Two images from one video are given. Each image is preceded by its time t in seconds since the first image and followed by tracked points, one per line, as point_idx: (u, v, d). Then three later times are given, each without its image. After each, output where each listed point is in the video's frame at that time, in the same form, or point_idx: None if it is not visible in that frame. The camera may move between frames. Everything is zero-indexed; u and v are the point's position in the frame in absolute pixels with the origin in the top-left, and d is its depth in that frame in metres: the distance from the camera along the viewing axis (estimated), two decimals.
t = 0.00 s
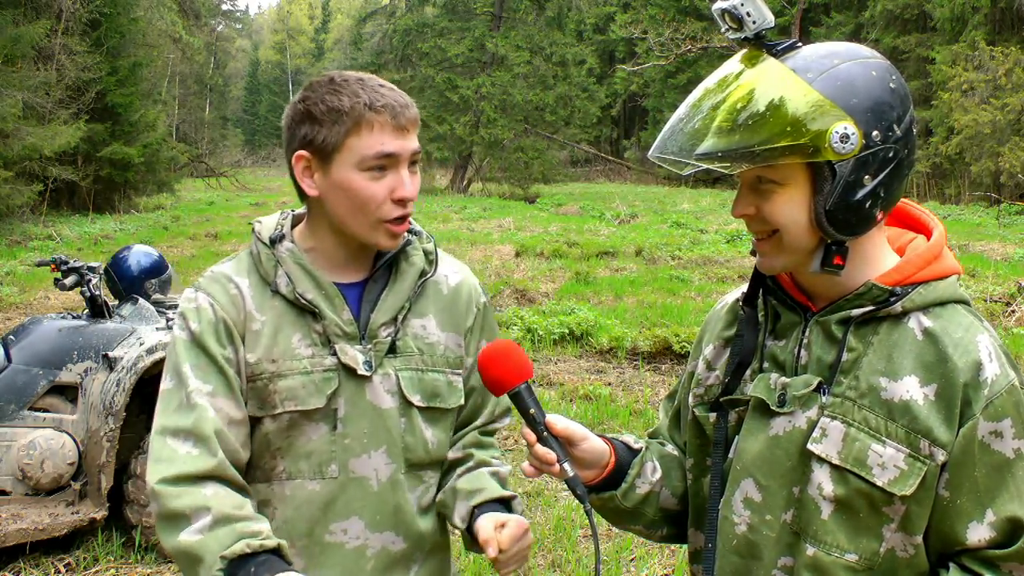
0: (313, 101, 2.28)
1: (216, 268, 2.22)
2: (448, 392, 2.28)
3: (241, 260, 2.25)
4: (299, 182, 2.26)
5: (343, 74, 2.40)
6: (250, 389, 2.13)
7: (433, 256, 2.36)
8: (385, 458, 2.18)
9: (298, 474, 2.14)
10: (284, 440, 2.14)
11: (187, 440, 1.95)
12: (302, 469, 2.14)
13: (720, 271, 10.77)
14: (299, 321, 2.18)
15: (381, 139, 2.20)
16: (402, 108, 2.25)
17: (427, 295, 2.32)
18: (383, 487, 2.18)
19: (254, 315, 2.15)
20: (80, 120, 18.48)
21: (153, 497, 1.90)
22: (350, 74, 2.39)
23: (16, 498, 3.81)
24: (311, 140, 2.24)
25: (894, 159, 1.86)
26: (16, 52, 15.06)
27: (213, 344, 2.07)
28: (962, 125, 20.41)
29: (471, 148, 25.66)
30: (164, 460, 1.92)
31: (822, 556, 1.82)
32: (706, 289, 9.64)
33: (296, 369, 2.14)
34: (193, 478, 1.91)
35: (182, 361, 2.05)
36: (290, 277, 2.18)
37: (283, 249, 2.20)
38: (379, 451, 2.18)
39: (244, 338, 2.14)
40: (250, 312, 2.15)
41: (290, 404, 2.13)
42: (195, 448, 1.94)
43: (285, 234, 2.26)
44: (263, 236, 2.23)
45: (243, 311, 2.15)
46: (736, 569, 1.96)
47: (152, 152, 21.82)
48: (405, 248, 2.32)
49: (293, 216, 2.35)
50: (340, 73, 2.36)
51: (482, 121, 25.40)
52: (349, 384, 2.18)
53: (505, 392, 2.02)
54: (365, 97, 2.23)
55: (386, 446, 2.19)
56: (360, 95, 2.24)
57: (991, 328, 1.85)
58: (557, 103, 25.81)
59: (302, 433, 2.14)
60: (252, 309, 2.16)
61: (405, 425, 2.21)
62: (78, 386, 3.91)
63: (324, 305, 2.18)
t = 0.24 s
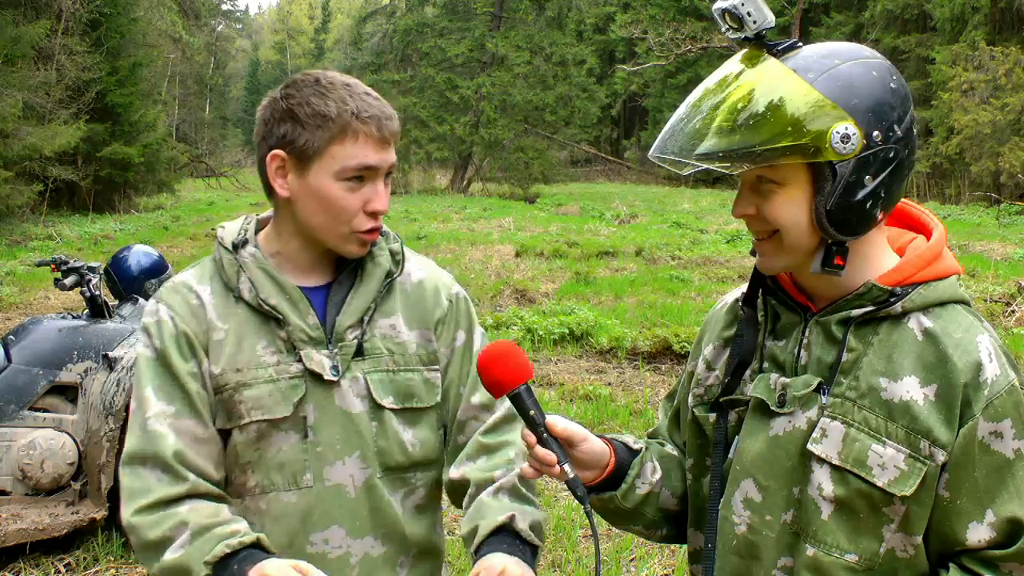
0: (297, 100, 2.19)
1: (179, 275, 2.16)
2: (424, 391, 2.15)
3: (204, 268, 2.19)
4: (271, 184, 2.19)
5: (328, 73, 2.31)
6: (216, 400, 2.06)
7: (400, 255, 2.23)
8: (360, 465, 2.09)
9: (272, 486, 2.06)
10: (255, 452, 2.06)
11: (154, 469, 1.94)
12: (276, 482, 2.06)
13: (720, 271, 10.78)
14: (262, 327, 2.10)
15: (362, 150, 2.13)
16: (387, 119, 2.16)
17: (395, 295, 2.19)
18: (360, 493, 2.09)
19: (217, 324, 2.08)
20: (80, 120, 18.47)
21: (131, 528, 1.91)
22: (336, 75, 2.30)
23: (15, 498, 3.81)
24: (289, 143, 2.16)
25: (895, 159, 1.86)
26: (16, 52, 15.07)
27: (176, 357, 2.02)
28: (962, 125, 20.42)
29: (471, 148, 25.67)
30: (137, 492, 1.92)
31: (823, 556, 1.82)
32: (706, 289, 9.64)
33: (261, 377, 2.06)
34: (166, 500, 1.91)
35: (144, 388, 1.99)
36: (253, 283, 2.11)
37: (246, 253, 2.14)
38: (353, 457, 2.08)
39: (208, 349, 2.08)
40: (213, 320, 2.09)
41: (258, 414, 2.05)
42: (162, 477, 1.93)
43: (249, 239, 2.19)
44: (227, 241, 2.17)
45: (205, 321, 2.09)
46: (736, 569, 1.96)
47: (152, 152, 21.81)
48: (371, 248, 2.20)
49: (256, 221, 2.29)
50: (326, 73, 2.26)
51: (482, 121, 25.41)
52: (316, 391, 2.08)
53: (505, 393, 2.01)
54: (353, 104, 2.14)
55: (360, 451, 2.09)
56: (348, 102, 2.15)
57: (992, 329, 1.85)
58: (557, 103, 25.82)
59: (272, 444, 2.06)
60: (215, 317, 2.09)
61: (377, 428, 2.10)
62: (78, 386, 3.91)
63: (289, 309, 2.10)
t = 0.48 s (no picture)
0: (268, 106, 2.18)
1: (151, 293, 2.16)
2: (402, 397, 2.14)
3: (178, 282, 2.18)
4: (244, 191, 2.18)
5: (299, 77, 2.30)
6: (193, 420, 2.07)
7: (375, 261, 2.21)
8: (344, 476, 2.07)
9: (258, 502, 2.07)
10: (239, 466, 2.07)
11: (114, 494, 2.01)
12: (262, 497, 2.06)
13: (720, 271, 10.78)
14: (239, 340, 2.10)
15: (335, 155, 2.12)
16: (359, 124, 2.15)
17: (371, 302, 2.17)
18: (346, 504, 2.08)
19: (193, 341, 2.08)
20: (80, 120, 18.47)
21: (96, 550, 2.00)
22: (308, 78, 2.29)
23: (16, 498, 3.82)
24: (260, 148, 2.14)
25: (894, 159, 1.86)
26: (16, 52, 15.07)
27: (141, 384, 2.04)
28: (962, 125, 20.42)
29: (471, 148, 25.67)
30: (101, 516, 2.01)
31: (822, 556, 1.82)
32: (706, 289, 9.65)
33: (240, 394, 2.06)
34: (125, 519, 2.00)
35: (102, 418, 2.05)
36: (228, 295, 2.10)
37: (221, 265, 2.13)
38: (337, 468, 2.07)
39: (182, 368, 2.09)
40: (189, 338, 2.09)
41: (237, 433, 2.05)
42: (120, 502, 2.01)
43: (223, 249, 2.18)
44: (201, 252, 2.16)
45: (179, 340, 2.09)
46: (736, 570, 1.96)
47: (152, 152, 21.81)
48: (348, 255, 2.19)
49: (230, 231, 2.28)
50: (296, 77, 2.25)
51: (482, 121, 25.41)
52: (296, 403, 2.07)
53: (505, 394, 2.01)
54: (324, 109, 2.13)
55: (344, 462, 2.07)
56: (319, 107, 2.14)
57: (991, 328, 1.85)
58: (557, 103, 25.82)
59: (255, 458, 2.06)
60: (191, 335, 2.09)
61: (361, 438, 2.09)
62: (78, 386, 3.91)
63: (266, 321, 2.09)
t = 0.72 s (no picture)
0: (236, 102, 2.20)
1: (143, 282, 2.12)
2: (393, 398, 2.21)
3: (168, 274, 2.16)
4: (219, 187, 2.19)
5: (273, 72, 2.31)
6: (187, 409, 2.04)
7: (365, 259, 2.31)
8: (334, 473, 2.10)
9: (243, 498, 2.05)
10: (226, 462, 2.05)
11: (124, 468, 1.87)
12: (247, 492, 2.05)
13: (720, 271, 10.78)
14: (233, 334, 2.10)
15: (302, 149, 2.11)
16: (326, 116, 2.15)
17: (360, 300, 2.25)
18: (334, 503, 2.09)
19: (186, 330, 2.07)
20: (80, 120, 18.48)
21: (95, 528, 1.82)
22: (281, 73, 2.30)
23: (16, 498, 3.83)
24: (230, 145, 2.16)
25: (892, 158, 1.86)
26: (16, 52, 15.07)
27: (149, 364, 1.97)
28: (962, 125, 20.42)
29: (471, 148, 25.67)
30: (99, 491, 1.84)
31: (820, 557, 1.82)
32: (706, 289, 9.65)
33: (235, 387, 2.06)
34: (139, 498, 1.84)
35: (113, 390, 1.93)
36: (220, 289, 2.10)
37: (212, 259, 2.12)
38: (326, 466, 2.10)
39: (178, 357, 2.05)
40: (182, 326, 2.07)
41: (232, 424, 2.04)
42: (134, 476, 1.87)
43: (212, 244, 2.18)
44: (189, 245, 2.15)
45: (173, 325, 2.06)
46: (735, 570, 1.96)
47: (152, 152, 21.81)
48: (335, 254, 2.26)
49: (217, 228, 2.29)
50: (266, 73, 2.27)
51: (482, 121, 25.42)
52: (291, 398, 2.10)
53: (504, 395, 2.01)
54: (288, 103, 2.14)
55: (334, 460, 2.10)
56: (284, 101, 2.15)
57: (990, 328, 1.86)
58: (557, 103, 25.82)
59: (244, 454, 2.06)
60: (183, 321, 2.07)
61: (353, 435, 2.13)
62: (78, 386, 3.92)
63: (260, 315, 2.10)
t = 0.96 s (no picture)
0: (228, 103, 2.23)
1: (140, 278, 2.14)
2: (388, 397, 2.19)
3: (166, 271, 2.17)
4: (216, 188, 2.21)
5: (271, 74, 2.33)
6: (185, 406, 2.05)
7: (363, 261, 2.30)
8: (333, 470, 2.09)
9: (241, 497, 2.05)
10: (223, 461, 2.05)
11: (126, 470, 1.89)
12: (245, 491, 2.05)
13: (720, 271, 10.78)
14: (229, 332, 2.10)
15: (283, 150, 2.12)
16: (310, 116, 2.15)
17: (357, 300, 2.24)
18: (334, 500, 2.08)
19: (183, 325, 2.08)
20: (80, 120, 18.48)
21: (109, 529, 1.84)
22: (278, 74, 2.32)
23: (16, 498, 3.82)
24: (221, 145, 2.18)
25: (891, 158, 1.86)
26: (16, 52, 15.07)
27: (145, 357, 1.99)
28: (962, 125, 20.42)
29: (471, 148, 25.68)
30: (109, 495, 1.86)
31: (820, 557, 1.82)
32: (706, 289, 9.65)
33: (230, 383, 2.06)
34: (144, 494, 1.86)
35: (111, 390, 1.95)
36: (219, 285, 2.11)
37: (211, 255, 2.14)
38: (326, 462, 2.09)
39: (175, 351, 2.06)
40: (178, 322, 2.07)
41: (227, 420, 2.04)
42: (139, 476, 1.88)
43: (213, 242, 2.19)
44: (189, 243, 2.17)
45: (169, 321, 2.07)
46: (734, 570, 1.96)
47: (152, 152, 21.82)
48: (334, 254, 2.25)
49: (219, 228, 2.30)
50: (262, 75, 2.29)
51: (482, 121, 25.43)
52: (287, 395, 2.09)
53: (503, 396, 2.00)
54: (271, 104, 2.15)
55: (332, 456, 2.09)
56: (268, 101, 2.16)
57: (989, 328, 1.86)
58: (557, 103, 25.83)
59: (239, 452, 2.05)
60: (180, 317, 2.08)
61: (346, 433, 2.12)
62: (78, 386, 3.92)
63: (257, 313, 2.11)
